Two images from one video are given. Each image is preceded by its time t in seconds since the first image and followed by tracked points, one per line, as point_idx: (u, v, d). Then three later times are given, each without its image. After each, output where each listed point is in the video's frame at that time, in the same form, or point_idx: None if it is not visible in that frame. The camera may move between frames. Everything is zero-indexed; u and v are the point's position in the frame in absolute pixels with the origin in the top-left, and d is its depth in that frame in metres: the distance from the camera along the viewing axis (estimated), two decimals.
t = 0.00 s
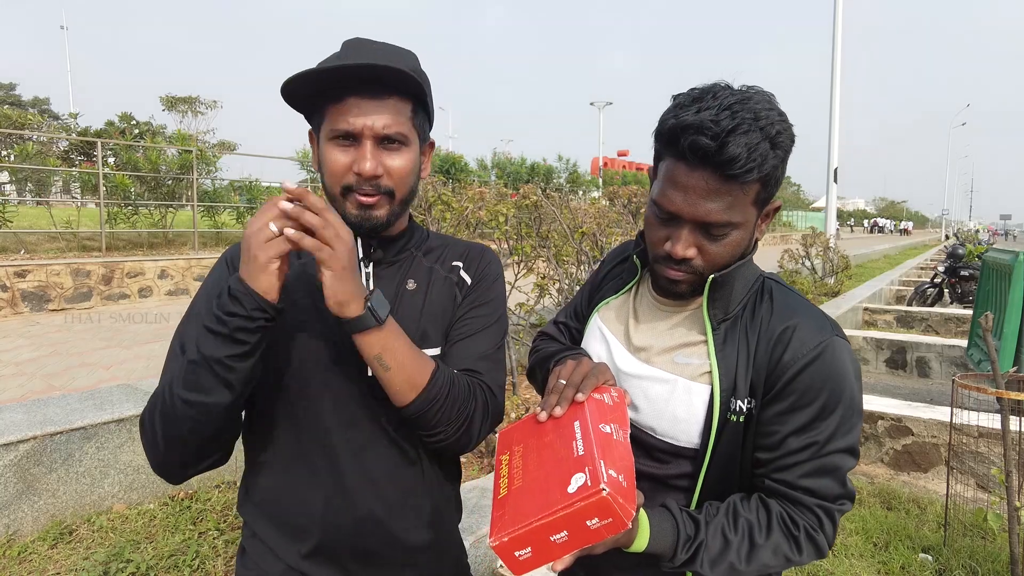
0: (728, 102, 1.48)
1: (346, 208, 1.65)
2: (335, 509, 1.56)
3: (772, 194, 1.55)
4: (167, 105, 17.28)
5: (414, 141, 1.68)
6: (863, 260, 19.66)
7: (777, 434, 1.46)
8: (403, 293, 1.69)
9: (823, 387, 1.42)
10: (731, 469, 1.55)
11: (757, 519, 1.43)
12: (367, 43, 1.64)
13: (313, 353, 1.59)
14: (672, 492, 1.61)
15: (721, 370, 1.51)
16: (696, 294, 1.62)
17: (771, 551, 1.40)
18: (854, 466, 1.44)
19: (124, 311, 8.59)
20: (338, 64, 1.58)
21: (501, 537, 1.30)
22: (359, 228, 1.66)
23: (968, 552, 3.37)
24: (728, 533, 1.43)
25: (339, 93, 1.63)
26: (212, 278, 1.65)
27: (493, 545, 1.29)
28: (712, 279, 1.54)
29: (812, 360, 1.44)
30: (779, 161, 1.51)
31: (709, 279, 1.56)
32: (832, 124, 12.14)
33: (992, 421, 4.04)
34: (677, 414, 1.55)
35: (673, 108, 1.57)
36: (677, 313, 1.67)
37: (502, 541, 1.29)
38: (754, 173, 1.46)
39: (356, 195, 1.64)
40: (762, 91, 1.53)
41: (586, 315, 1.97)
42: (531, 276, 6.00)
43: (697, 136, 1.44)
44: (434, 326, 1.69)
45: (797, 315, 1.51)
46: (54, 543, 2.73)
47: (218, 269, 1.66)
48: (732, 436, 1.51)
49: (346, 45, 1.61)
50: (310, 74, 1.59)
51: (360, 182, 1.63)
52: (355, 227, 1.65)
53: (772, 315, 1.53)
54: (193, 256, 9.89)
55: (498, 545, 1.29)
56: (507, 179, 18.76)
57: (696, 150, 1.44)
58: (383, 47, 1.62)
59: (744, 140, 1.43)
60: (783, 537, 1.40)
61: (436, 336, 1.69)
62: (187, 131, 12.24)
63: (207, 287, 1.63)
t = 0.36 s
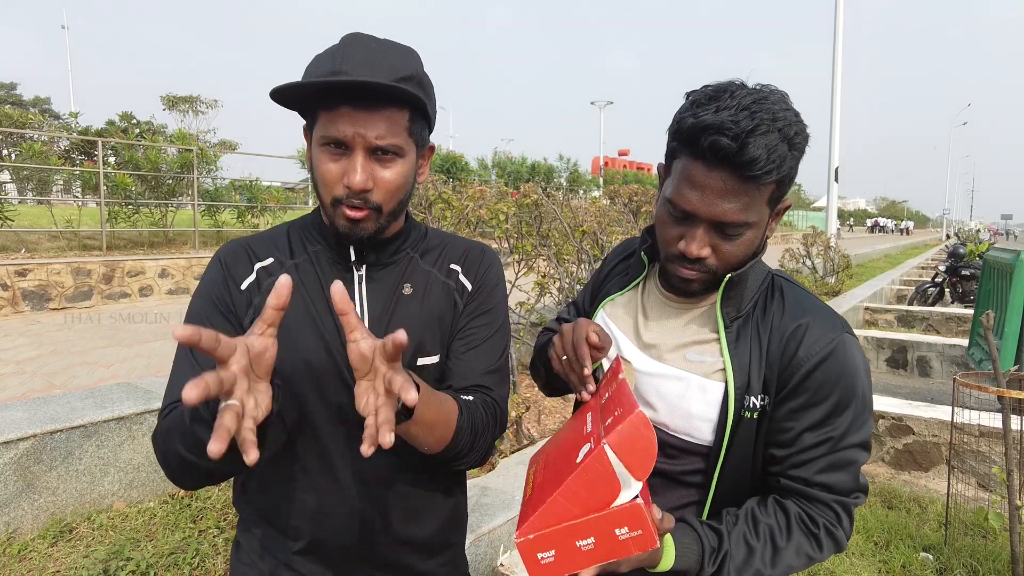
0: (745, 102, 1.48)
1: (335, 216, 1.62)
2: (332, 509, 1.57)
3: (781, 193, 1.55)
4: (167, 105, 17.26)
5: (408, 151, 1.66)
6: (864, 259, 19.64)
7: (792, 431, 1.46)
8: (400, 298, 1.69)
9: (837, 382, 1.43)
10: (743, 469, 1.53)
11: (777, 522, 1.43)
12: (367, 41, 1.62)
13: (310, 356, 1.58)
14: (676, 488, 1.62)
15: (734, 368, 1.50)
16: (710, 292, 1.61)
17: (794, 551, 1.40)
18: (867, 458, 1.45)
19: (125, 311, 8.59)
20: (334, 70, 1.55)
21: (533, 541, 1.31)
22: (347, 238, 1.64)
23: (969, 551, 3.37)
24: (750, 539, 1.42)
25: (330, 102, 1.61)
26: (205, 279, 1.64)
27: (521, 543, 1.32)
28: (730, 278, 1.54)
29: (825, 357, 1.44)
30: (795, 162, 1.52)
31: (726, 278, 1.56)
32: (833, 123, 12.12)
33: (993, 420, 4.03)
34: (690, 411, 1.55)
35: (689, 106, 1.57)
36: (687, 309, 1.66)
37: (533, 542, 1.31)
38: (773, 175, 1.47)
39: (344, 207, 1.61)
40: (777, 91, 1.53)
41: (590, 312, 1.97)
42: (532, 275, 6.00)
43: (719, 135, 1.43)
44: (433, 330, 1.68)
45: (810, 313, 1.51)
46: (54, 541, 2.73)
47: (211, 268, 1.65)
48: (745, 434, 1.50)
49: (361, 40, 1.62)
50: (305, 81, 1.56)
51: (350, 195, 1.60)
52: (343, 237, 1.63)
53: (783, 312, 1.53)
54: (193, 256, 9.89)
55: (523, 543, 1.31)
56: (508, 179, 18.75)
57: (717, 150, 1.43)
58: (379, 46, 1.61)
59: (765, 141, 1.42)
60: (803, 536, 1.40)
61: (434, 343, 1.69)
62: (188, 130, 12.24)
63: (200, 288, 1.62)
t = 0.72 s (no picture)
0: (725, 102, 1.47)
1: (330, 217, 1.60)
2: (321, 525, 1.57)
3: (773, 188, 1.55)
4: (167, 104, 17.25)
5: (415, 151, 1.68)
6: (864, 259, 19.63)
7: (796, 428, 1.46)
8: (392, 315, 1.67)
9: (840, 379, 1.43)
10: (749, 466, 1.53)
11: (784, 518, 1.42)
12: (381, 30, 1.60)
13: (289, 380, 1.55)
14: (676, 487, 1.62)
15: (738, 368, 1.50)
16: (705, 292, 1.62)
17: (801, 546, 1.39)
18: (870, 452, 1.46)
19: (125, 310, 8.59)
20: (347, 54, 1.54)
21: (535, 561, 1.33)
22: (336, 243, 1.60)
23: (970, 551, 3.37)
24: (758, 535, 1.41)
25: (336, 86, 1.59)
26: (164, 297, 1.56)
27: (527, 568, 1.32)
28: (726, 281, 1.56)
29: (825, 354, 1.44)
30: (780, 159, 1.52)
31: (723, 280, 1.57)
32: (834, 122, 12.11)
33: (994, 420, 4.02)
34: (695, 413, 1.54)
35: (672, 111, 1.57)
36: (687, 311, 1.67)
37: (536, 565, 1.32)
38: (758, 174, 1.47)
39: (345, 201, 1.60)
40: (759, 90, 1.53)
41: (587, 317, 1.96)
42: (532, 275, 6.00)
43: (701, 141, 1.43)
44: (429, 349, 1.68)
45: (809, 311, 1.51)
46: (54, 541, 2.73)
47: (172, 285, 1.57)
48: (750, 432, 1.49)
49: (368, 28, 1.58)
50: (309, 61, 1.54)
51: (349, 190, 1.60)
52: (333, 242, 1.60)
53: (783, 311, 1.53)
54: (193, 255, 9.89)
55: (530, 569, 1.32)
56: (508, 179, 18.76)
57: (699, 155, 1.43)
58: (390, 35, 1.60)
59: (747, 142, 1.43)
60: (811, 531, 1.40)
61: (431, 363, 1.69)
62: (188, 130, 12.24)
63: (159, 309, 1.55)
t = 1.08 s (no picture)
0: (694, 102, 1.46)
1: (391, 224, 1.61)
2: (331, 516, 1.53)
3: (753, 181, 1.53)
4: (168, 103, 17.26)
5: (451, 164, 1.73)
6: (864, 259, 19.64)
7: (795, 423, 1.46)
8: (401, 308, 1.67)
9: (837, 372, 1.43)
10: (751, 467, 1.52)
11: (791, 520, 1.41)
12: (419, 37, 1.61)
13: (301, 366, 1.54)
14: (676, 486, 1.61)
15: (736, 366, 1.49)
16: (698, 289, 1.59)
17: (811, 546, 1.38)
18: (869, 444, 1.46)
19: (125, 310, 8.59)
20: (416, 68, 1.55)
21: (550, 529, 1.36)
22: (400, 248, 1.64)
23: (971, 551, 3.37)
24: (769, 541, 1.39)
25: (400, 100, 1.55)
26: (175, 275, 1.52)
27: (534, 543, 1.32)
28: (723, 279, 1.55)
29: (823, 348, 1.44)
30: (754, 154, 1.50)
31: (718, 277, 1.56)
32: (834, 121, 12.10)
33: (996, 420, 4.01)
34: (695, 411, 1.52)
35: (644, 115, 1.55)
36: (679, 309, 1.65)
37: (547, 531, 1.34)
38: (732, 171, 1.44)
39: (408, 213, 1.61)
40: (729, 85, 1.52)
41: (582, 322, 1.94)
42: (532, 274, 5.99)
43: (671, 142, 1.42)
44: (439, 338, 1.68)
45: (805, 306, 1.51)
46: (54, 541, 2.73)
47: (184, 264, 1.54)
48: (752, 431, 1.48)
49: (409, 33, 1.58)
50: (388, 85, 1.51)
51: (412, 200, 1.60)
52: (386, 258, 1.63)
53: (779, 307, 1.52)
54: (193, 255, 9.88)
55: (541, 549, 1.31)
56: (509, 179, 18.77)
57: (669, 157, 1.43)
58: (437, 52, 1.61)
59: (717, 140, 1.41)
60: (818, 528, 1.39)
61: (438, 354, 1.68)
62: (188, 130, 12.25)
63: (169, 287, 1.50)
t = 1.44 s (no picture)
0: (675, 109, 1.45)
1: (417, 230, 1.67)
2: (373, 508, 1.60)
3: (741, 181, 1.51)
4: (170, 103, 17.25)
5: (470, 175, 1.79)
6: (865, 259, 19.61)
7: (800, 419, 1.45)
8: (425, 302, 1.79)
9: (838, 366, 1.43)
10: (757, 465, 1.51)
11: (805, 514, 1.40)
12: (454, 59, 1.66)
13: (344, 364, 1.60)
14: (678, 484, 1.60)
15: (735, 365, 1.49)
16: (695, 289, 1.58)
17: (826, 538, 1.38)
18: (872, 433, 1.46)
19: (126, 310, 8.58)
20: (453, 90, 1.59)
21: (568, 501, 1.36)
22: (424, 247, 1.71)
23: (972, 552, 3.36)
24: (786, 538, 1.38)
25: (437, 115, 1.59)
26: (225, 283, 1.49)
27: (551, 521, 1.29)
28: (718, 280, 1.53)
29: (821, 346, 1.43)
30: (738, 155, 1.47)
31: (714, 278, 1.56)
32: (835, 121, 12.09)
33: (998, 420, 4.01)
34: (695, 411, 1.51)
35: (625, 123, 1.53)
36: (674, 310, 1.63)
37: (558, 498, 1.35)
38: (716, 175, 1.43)
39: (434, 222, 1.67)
40: (708, 88, 1.50)
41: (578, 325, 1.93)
42: (533, 274, 5.98)
43: (652, 152, 1.41)
44: (456, 331, 1.85)
45: (800, 303, 1.50)
46: (55, 541, 2.72)
47: (232, 269, 1.52)
48: (755, 429, 1.48)
49: (446, 53, 1.62)
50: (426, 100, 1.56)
51: (442, 209, 1.67)
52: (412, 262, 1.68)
53: (776, 305, 1.52)
54: (193, 255, 9.87)
55: (558, 521, 1.28)
56: (510, 179, 18.77)
57: (651, 167, 1.41)
58: (469, 74, 1.66)
59: (700, 146, 1.40)
60: (831, 521, 1.39)
61: (455, 344, 1.85)
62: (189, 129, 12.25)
63: (220, 299, 1.47)
